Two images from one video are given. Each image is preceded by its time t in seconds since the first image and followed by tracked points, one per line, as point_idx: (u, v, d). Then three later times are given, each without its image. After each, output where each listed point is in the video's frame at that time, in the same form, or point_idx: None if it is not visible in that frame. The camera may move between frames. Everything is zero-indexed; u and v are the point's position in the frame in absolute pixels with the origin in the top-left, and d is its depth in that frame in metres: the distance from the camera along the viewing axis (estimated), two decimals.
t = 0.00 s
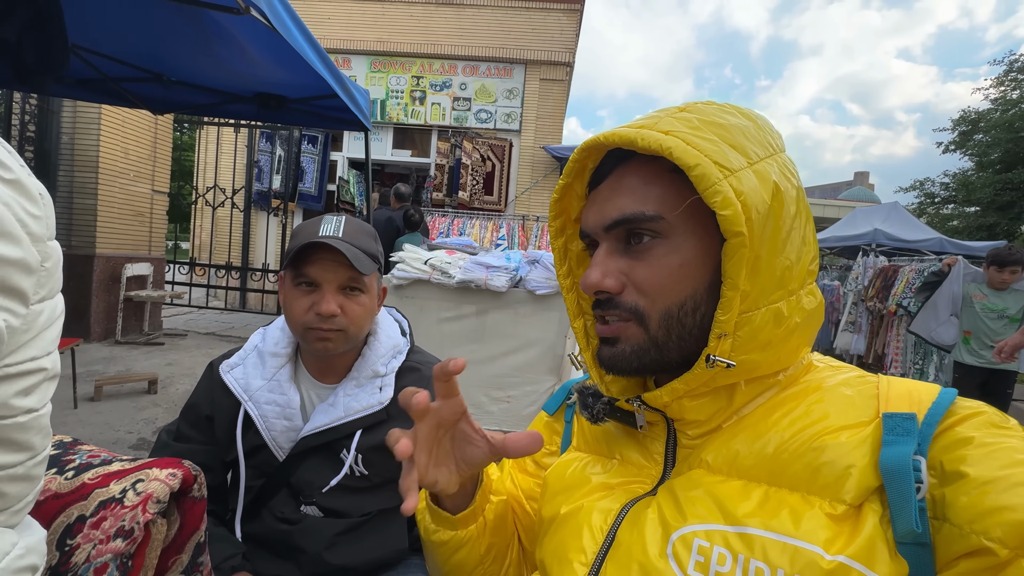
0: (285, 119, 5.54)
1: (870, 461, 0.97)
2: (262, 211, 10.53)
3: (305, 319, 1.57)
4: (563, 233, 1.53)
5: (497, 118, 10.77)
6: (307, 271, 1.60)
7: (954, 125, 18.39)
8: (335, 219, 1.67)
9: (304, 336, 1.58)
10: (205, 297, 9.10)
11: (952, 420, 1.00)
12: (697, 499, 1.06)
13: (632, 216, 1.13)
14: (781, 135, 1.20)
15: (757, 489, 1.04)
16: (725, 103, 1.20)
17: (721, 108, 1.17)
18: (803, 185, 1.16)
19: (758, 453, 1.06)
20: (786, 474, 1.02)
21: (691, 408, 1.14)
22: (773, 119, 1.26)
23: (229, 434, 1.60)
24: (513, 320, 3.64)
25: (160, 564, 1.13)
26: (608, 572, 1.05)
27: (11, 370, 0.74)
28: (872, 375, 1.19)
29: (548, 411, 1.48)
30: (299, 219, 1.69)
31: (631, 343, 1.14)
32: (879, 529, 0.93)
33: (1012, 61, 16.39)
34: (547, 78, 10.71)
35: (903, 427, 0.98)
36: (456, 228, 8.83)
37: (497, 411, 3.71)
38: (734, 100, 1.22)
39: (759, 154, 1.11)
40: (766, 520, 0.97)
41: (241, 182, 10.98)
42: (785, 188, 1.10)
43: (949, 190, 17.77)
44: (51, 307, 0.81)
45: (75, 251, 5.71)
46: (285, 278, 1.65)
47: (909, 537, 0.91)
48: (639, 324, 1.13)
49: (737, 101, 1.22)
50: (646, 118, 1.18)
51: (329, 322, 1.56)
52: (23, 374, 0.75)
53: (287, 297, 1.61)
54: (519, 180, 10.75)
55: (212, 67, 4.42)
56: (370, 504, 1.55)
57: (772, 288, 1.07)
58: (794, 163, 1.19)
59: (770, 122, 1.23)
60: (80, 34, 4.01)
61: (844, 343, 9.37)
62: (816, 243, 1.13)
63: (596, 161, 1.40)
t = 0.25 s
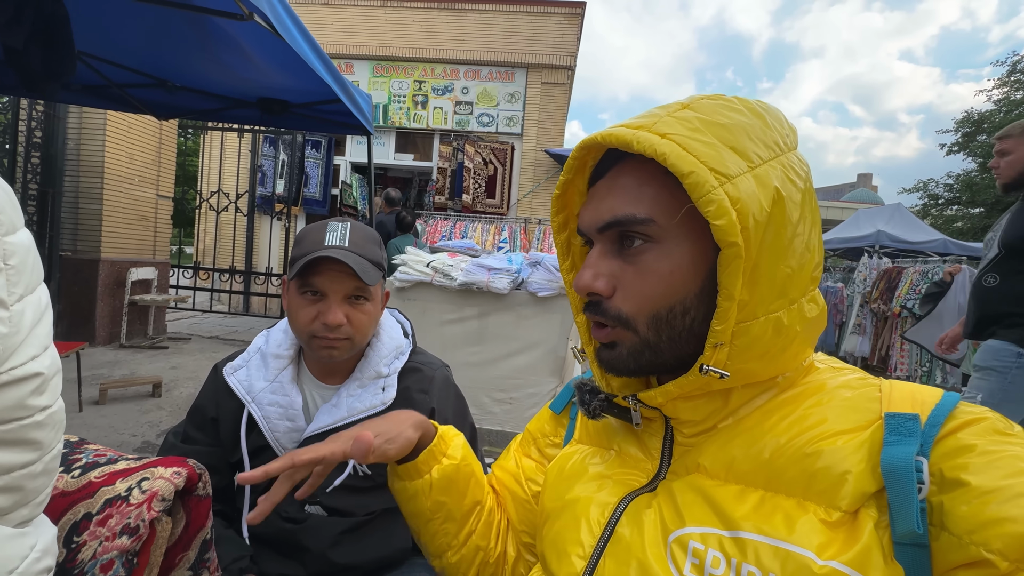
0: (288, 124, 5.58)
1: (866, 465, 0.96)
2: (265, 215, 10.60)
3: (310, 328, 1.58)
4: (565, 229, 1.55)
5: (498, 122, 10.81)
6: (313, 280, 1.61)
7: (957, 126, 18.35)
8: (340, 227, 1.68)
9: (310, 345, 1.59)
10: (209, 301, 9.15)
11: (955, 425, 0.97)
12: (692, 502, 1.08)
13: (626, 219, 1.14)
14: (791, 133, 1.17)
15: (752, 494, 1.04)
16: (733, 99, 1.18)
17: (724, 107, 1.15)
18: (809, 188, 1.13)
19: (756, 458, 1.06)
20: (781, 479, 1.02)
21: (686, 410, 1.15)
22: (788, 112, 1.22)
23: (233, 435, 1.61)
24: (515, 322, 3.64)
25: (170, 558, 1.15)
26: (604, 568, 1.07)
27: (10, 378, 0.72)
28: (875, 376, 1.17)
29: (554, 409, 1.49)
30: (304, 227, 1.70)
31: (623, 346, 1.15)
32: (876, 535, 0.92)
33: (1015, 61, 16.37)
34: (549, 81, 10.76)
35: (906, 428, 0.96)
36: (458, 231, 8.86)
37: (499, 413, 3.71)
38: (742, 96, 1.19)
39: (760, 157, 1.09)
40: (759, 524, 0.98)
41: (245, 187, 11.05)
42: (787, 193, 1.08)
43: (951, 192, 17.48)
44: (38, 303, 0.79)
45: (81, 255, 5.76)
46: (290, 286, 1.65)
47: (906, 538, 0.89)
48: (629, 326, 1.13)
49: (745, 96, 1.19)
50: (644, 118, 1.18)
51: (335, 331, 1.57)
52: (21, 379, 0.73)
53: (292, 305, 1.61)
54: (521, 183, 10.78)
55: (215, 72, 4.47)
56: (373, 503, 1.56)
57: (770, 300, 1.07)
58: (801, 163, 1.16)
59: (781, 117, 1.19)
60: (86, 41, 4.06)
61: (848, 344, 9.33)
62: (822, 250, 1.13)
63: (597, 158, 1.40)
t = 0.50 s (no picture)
0: (292, 129, 5.62)
1: (876, 471, 0.96)
2: (269, 220, 10.66)
3: (322, 323, 1.60)
4: (568, 223, 1.56)
5: (501, 125, 10.86)
6: (326, 276, 1.63)
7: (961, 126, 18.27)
8: (352, 225, 1.70)
9: (321, 341, 1.61)
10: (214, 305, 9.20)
11: (968, 430, 0.96)
12: (698, 505, 1.08)
13: (632, 219, 1.14)
14: (802, 126, 1.16)
15: (759, 499, 1.04)
16: (742, 91, 1.17)
17: (735, 102, 1.14)
18: (820, 184, 1.12)
19: (765, 461, 1.06)
20: (789, 483, 1.02)
21: (693, 412, 1.16)
22: (797, 104, 1.21)
23: (241, 435, 1.63)
24: (518, 324, 3.66)
25: (178, 557, 1.16)
26: (606, 570, 1.08)
27: (10, 379, 0.73)
28: (887, 379, 1.16)
29: (560, 404, 1.49)
30: (316, 224, 1.72)
31: (631, 347, 1.17)
32: (884, 541, 0.92)
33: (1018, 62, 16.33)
34: (550, 84, 10.79)
35: (920, 428, 0.96)
36: (461, 235, 8.89)
37: (503, 415, 3.71)
38: (751, 86, 1.18)
39: (770, 155, 1.09)
40: (766, 529, 0.98)
41: (249, 191, 11.11)
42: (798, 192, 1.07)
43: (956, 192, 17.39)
44: (39, 300, 0.79)
45: (87, 261, 5.81)
46: (301, 282, 1.67)
47: (917, 539, 0.89)
48: (634, 328, 1.15)
49: (755, 87, 1.18)
50: (650, 113, 1.17)
51: (346, 327, 1.60)
52: (22, 380, 0.74)
53: (304, 301, 1.63)
54: (523, 186, 10.80)
55: (220, 78, 4.51)
56: (379, 504, 1.56)
57: (782, 304, 1.08)
58: (813, 157, 1.15)
59: (791, 110, 1.18)
60: (93, 48, 4.12)
61: (853, 346, 9.28)
62: (836, 250, 1.12)
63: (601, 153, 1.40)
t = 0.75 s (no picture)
0: (295, 132, 5.67)
1: (876, 450, 0.96)
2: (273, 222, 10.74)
3: (326, 318, 1.63)
4: (576, 208, 1.59)
5: (502, 127, 10.90)
6: (330, 271, 1.67)
7: (965, 125, 18.21)
8: (353, 221, 1.72)
9: (325, 335, 1.64)
10: (218, 307, 9.28)
11: (962, 410, 0.96)
12: (698, 487, 1.07)
13: (650, 192, 1.17)
14: (813, 115, 1.20)
15: (760, 479, 1.04)
16: (760, 77, 1.21)
17: (753, 85, 1.17)
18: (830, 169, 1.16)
19: (765, 443, 1.06)
20: (791, 465, 1.02)
21: (696, 397, 1.16)
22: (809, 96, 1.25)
23: (244, 428, 1.66)
24: (519, 322, 3.69)
25: (185, 543, 1.20)
26: (608, 557, 1.07)
27: (31, 359, 0.77)
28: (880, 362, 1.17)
29: (554, 395, 1.50)
30: (318, 222, 1.75)
31: (644, 320, 1.18)
32: (886, 520, 0.92)
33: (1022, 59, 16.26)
34: (552, 86, 10.84)
35: (915, 410, 0.96)
36: (463, 236, 8.94)
37: (504, 413, 3.74)
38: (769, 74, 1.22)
39: (786, 135, 1.12)
40: (768, 509, 0.98)
41: (253, 194, 11.21)
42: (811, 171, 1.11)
43: (961, 191, 17.41)
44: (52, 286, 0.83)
45: (93, 263, 5.87)
46: (306, 278, 1.70)
47: (918, 517, 0.89)
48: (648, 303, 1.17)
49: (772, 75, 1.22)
50: (671, 90, 1.20)
51: (350, 321, 1.63)
52: (43, 360, 0.78)
53: (309, 297, 1.67)
54: (525, 187, 10.84)
55: (223, 82, 4.56)
56: (381, 494, 1.60)
57: (788, 283, 1.09)
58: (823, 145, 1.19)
59: (804, 100, 1.22)
60: (98, 53, 4.18)
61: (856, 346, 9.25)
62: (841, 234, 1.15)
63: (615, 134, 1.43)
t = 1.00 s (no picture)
0: (294, 134, 5.70)
1: (854, 453, 0.97)
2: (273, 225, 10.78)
3: (320, 320, 1.66)
4: (565, 211, 1.61)
5: (501, 127, 10.92)
6: (323, 274, 1.69)
7: (965, 122, 18.20)
8: (347, 225, 1.74)
9: (319, 337, 1.67)
10: (220, 309, 9.30)
11: (940, 414, 0.97)
12: (683, 487, 1.08)
13: (638, 199, 1.19)
14: (798, 122, 1.22)
15: (743, 480, 1.05)
16: (746, 85, 1.22)
17: (740, 93, 1.19)
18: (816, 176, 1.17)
19: (749, 444, 1.07)
20: (773, 468, 1.03)
21: (683, 399, 1.18)
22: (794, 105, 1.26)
23: (241, 429, 1.69)
24: (516, 323, 3.71)
25: (183, 543, 1.22)
26: (594, 556, 1.09)
27: (22, 363, 0.79)
28: (864, 366, 1.18)
29: (544, 396, 1.51)
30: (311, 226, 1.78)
31: (632, 326, 1.21)
32: (864, 521, 0.93)
33: (1022, 56, 16.24)
34: (550, 87, 10.86)
35: (895, 413, 0.97)
36: (462, 237, 8.96)
37: (502, 414, 3.76)
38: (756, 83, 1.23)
39: (772, 143, 1.14)
40: (749, 509, 0.99)
41: (253, 197, 11.25)
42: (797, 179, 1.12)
43: (961, 188, 17.37)
44: (47, 293, 0.86)
45: (94, 267, 5.91)
46: (300, 280, 1.73)
47: (896, 519, 0.90)
48: (636, 309, 1.19)
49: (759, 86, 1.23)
50: (659, 97, 1.21)
51: (343, 323, 1.65)
52: (36, 363, 0.80)
53: (303, 299, 1.69)
54: (524, 188, 10.86)
55: (222, 85, 4.59)
56: (376, 494, 1.62)
57: (773, 288, 1.11)
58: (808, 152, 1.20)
59: (789, 107, 1.24)
60: (98, 57, 4.21)
61: (857, 345, 9.22)
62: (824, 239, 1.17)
63: (603, 138, 1.45)
